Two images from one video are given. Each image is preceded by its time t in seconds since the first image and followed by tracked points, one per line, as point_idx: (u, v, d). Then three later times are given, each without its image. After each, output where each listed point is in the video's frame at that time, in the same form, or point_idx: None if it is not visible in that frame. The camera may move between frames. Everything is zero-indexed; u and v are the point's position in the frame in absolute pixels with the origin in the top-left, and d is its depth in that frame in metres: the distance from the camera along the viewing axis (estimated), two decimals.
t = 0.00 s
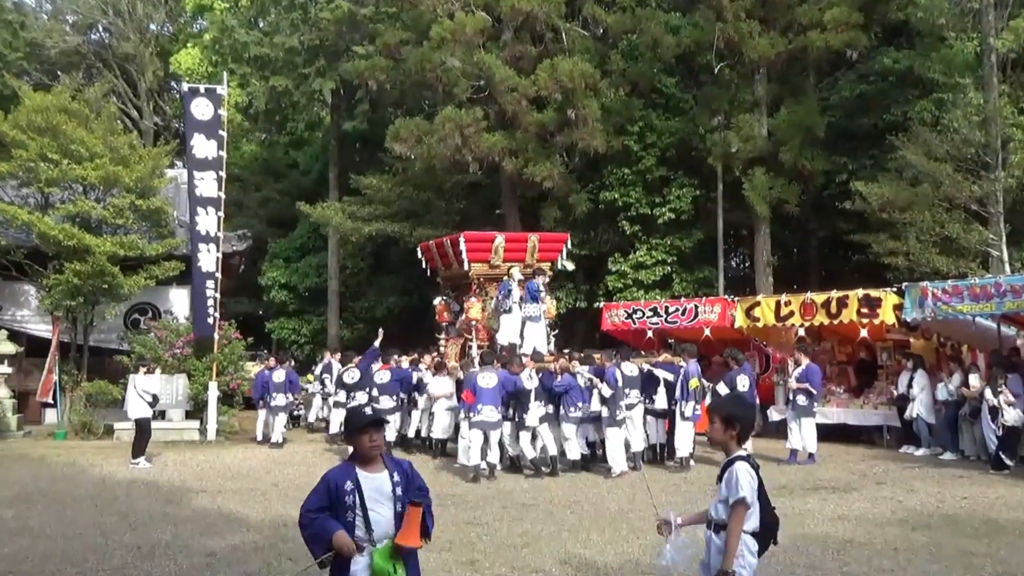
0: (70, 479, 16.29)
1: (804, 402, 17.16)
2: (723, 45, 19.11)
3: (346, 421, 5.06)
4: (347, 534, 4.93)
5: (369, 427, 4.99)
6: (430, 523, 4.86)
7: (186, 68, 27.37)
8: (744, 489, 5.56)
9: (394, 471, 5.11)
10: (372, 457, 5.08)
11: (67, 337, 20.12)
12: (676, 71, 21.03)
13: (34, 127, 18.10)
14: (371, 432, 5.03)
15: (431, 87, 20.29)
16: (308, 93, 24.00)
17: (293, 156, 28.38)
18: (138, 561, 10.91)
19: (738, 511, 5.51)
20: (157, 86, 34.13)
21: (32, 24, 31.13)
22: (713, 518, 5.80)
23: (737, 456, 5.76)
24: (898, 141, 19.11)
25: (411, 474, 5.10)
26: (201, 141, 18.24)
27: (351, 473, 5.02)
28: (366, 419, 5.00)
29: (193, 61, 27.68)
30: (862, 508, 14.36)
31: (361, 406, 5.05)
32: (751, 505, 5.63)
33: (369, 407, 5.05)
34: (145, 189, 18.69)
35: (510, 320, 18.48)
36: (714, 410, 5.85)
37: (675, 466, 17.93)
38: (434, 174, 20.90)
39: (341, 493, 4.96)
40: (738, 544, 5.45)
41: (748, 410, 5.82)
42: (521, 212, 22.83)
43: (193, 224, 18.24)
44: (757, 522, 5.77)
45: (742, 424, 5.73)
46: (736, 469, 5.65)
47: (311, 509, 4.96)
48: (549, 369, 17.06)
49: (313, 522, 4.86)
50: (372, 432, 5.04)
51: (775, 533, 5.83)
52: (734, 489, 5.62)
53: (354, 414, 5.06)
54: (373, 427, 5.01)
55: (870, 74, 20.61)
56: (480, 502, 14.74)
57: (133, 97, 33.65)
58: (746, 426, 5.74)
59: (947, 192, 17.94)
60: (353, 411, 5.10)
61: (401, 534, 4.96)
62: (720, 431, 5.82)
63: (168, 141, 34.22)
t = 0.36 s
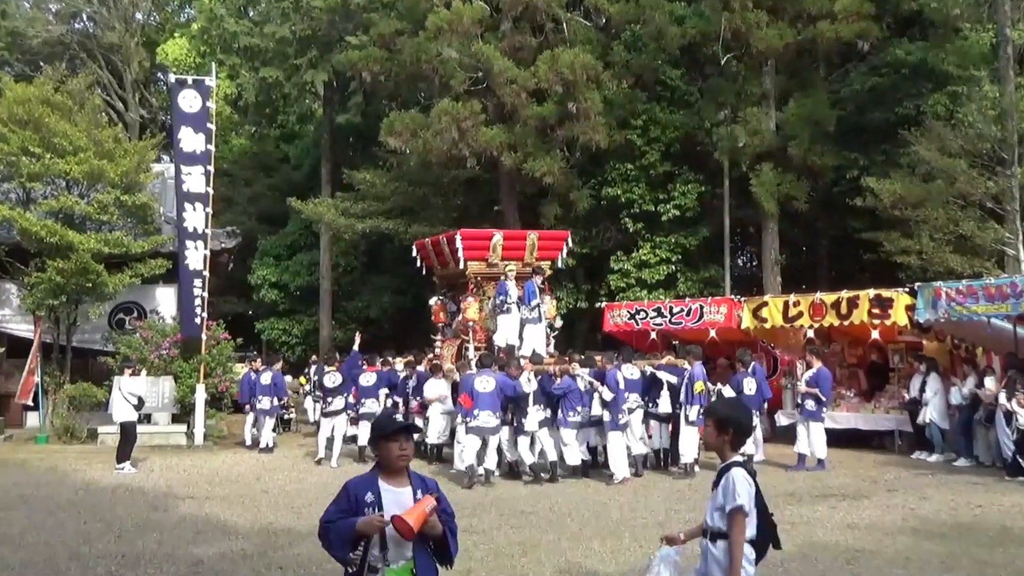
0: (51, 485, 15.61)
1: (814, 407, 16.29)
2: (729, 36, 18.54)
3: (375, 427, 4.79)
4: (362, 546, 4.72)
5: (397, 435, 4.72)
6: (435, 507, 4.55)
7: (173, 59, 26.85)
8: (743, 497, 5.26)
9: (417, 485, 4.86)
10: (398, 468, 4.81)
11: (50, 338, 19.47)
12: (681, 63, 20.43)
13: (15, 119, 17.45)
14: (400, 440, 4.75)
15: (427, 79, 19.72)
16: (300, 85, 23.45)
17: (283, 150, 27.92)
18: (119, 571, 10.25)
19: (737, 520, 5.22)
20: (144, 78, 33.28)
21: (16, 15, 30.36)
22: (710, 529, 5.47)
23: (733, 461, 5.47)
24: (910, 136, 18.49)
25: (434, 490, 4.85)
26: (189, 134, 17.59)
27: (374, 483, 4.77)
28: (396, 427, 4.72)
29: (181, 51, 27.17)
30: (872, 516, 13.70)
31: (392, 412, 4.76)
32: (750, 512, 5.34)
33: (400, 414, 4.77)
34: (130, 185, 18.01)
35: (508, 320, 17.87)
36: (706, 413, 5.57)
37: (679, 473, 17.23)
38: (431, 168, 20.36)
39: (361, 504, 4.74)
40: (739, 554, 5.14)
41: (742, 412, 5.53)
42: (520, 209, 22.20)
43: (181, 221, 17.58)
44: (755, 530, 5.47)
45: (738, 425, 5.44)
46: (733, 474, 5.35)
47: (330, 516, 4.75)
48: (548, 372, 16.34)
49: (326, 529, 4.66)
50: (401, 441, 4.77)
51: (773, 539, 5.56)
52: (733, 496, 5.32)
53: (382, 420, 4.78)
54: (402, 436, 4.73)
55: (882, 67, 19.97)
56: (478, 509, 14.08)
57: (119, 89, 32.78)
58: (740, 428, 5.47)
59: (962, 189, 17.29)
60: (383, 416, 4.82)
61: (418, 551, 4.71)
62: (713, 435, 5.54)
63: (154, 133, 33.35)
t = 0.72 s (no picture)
0: (27, 496, 14.92)
1: (822, 415, 15.56)
2: (734, 30, 17.97)
3: (410, 430, 4.49)
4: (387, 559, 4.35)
5: (435, 441, 4.44)
6: (462, 513, 4.25)
7: (158, 54, 26.19)
8: (740, 508, 5.09)
9: (445, 497, 4.55)
10: (429, 477, 4.49)
11: (30, 344, 18.79)
12: (684, 59, 19.84)
13: None
14: (436, 446, 4.46)
15: (421, 74, 19.14)
16: (290, 81, 22.92)
17: (272, 148, 27.32)
18: None
19: (734, 531, 5.03)
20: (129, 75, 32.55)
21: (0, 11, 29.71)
22: (708, 543, 5.28)
23: (730, 472, 5.31)
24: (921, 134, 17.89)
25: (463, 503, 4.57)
26: (173, 131, 16.94)
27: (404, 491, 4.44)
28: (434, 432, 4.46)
29: (165, 46, 26.49)
30: (886, 529, 13.03)
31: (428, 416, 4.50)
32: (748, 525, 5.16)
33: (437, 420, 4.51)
34: (113, 184, 17.37)
35: (503, 324, 17.39)
36: (702, 422, 5.45)
37: (680, 484, 16.52)
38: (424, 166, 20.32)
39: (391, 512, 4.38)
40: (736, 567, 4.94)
41: (739, 421, 5.41)
42: (517, 209, 21.58)
43: (164, 222, 16.92)
44: (755, 544, 5.27)
45: (734, 434, 5.31)
46: (729, 484, 5.19)
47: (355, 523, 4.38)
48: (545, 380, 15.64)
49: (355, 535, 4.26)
50: (437, 448, 4.49)
51: (775, 555, 5.32)
52: (729, 507, 5.15)
53: (418, 424, 4.49)
54: (440, 442, 4.46)
55: (892, 62, 19.33)
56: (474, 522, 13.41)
57: (100, 84, 31.63)
58: (738, 437, 5.34)
59: (975, 189, 16.67)
60: (417, 418, 4.54)
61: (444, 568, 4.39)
62: (709, 446, 5.40)
63: (138, 130, 32.51)
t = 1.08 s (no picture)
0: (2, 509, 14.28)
1: (829, 422, 14.91)
2: (735, 26, 17.50)
3: (424, 450, 3.97)
4: None
5: (454, 460, 3.92)
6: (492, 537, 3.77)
7: (140, 50, 25.67)
8: (726, 519, 4.79)
9: (467, 520, 4.06)
10: (447, 501, 3.98)
11: (8, 351, 18.20)
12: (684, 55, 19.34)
13: None
14: (452, 468, 3.96)
15: (412, 72, 18.66)
16: (275, 78, 22.62)
17: (257, 148, 27.12)
18: None
19: (719, 544, 4.73)
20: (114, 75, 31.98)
21: None
22: (698, 552, 5.00)
23: (723, 481, 4.96)
24: (929, 131, 17.38)
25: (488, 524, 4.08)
26: (155, 131, 16.36)
27: (418, 518, 3.94)
28: (452, 451, 3.93)
29: (148, 43, 25.95)
30: (900, 541, 12.43)
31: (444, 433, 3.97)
32: (738, 537, 4.84)
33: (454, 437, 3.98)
34: (93, 186, 16.79)
35: (499, 329, 16.80)
36: (696, 427, 5.08)
37: (682, 494, 15.89)
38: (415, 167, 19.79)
39: (406, 542, 3.88)
40: None
41: (734, 426, 5.02)
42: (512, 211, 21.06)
43: (147, 224, 16.34)
44: (749, 556, 4.93)
45: (726, 441, 4.93)
46: (718, 495, 4.86)
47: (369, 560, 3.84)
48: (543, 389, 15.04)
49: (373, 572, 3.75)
50: (453, 469, 3.98)
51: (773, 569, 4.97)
52: (716, 518, 4.84)
53: (433, 442, 3.97)
54: (457, 463, 3.94)
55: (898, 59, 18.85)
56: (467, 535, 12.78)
57: (80, 82, 30.56)
58: (733, 445, 4.96)
59: (985, 189, 16.15)
60: (432, 435, 4.01)
61: None
62: (702, 453, 5.04)
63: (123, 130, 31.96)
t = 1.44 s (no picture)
0: None
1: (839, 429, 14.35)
2: (741, 21, 17.02)
3: (451, 459, 3.66)
4: None
5: (484, 473, 3.61)
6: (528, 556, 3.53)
7: (124, 45, 25.08)
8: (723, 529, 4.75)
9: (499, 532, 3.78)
10: (476, 515, 3.70)
11: None
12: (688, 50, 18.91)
13: None
14: (482, 480, 3.66)
15: (406, 68, 18.19)
16: (263, 73, 22.27)
17: (245, 145, 26.93)
18: None
19: (717, 554, 4.69)
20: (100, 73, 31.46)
21: None
22: (698, 562, 4.96)
23: (723, 490, 4.93)
24: (939, 128, 16.90)
25: (523, 535, 3.80)
26: (141, 128, 15.82)
27: (446, 531, 3.66)
28: (483, 462, 3.63)
29: (132, 37, 25.43)
30: (917, 552, 11.88)
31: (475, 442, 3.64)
32: (738, 545, 4.80)
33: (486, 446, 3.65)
34: (76, 186, 16.28)
35: (497, 335, 16.26)
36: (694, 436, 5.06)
37: (686, 503, 15.24)
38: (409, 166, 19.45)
39: (433, 557, 3.62)
40: None
41: (733, 433, 4.98)
42: (510, 212, 20.56)
43: (132, 226, 15.80)
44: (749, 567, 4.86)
45: (726, 449, 4.87)
46: (717, 503, 4.84)
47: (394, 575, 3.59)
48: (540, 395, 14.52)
49: None
50: (482, 480, 3.68)
51: None
52: (714, 527, 4.82)
53: (462, 452, 3.67)
54: (487, 476, 3.63)
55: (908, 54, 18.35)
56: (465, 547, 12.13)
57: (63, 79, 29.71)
58: (732, 454, 4.88)
59: (998, 187, 15.63)
60: (461, 443, 3.69)
61: None
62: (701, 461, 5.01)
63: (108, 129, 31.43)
